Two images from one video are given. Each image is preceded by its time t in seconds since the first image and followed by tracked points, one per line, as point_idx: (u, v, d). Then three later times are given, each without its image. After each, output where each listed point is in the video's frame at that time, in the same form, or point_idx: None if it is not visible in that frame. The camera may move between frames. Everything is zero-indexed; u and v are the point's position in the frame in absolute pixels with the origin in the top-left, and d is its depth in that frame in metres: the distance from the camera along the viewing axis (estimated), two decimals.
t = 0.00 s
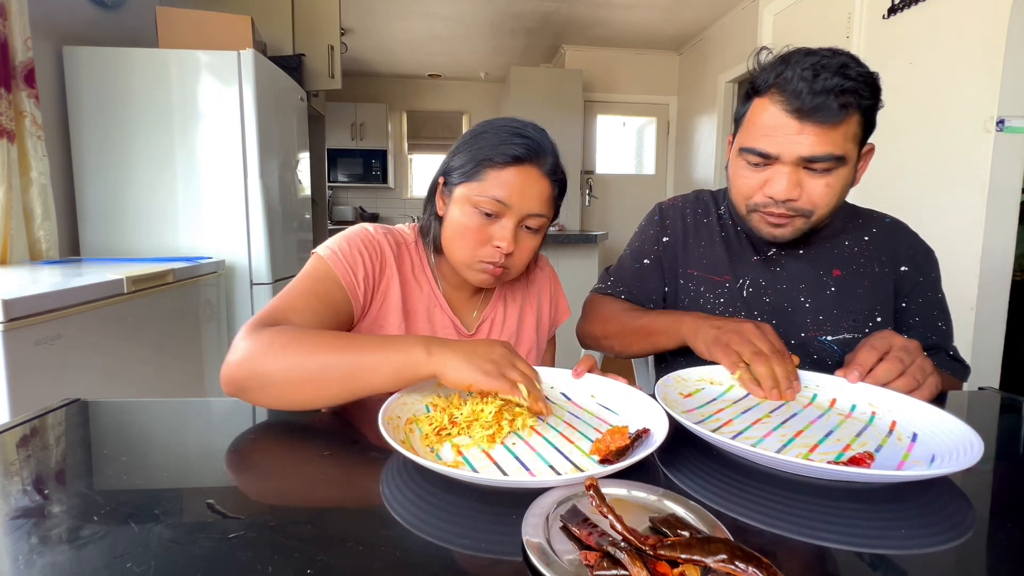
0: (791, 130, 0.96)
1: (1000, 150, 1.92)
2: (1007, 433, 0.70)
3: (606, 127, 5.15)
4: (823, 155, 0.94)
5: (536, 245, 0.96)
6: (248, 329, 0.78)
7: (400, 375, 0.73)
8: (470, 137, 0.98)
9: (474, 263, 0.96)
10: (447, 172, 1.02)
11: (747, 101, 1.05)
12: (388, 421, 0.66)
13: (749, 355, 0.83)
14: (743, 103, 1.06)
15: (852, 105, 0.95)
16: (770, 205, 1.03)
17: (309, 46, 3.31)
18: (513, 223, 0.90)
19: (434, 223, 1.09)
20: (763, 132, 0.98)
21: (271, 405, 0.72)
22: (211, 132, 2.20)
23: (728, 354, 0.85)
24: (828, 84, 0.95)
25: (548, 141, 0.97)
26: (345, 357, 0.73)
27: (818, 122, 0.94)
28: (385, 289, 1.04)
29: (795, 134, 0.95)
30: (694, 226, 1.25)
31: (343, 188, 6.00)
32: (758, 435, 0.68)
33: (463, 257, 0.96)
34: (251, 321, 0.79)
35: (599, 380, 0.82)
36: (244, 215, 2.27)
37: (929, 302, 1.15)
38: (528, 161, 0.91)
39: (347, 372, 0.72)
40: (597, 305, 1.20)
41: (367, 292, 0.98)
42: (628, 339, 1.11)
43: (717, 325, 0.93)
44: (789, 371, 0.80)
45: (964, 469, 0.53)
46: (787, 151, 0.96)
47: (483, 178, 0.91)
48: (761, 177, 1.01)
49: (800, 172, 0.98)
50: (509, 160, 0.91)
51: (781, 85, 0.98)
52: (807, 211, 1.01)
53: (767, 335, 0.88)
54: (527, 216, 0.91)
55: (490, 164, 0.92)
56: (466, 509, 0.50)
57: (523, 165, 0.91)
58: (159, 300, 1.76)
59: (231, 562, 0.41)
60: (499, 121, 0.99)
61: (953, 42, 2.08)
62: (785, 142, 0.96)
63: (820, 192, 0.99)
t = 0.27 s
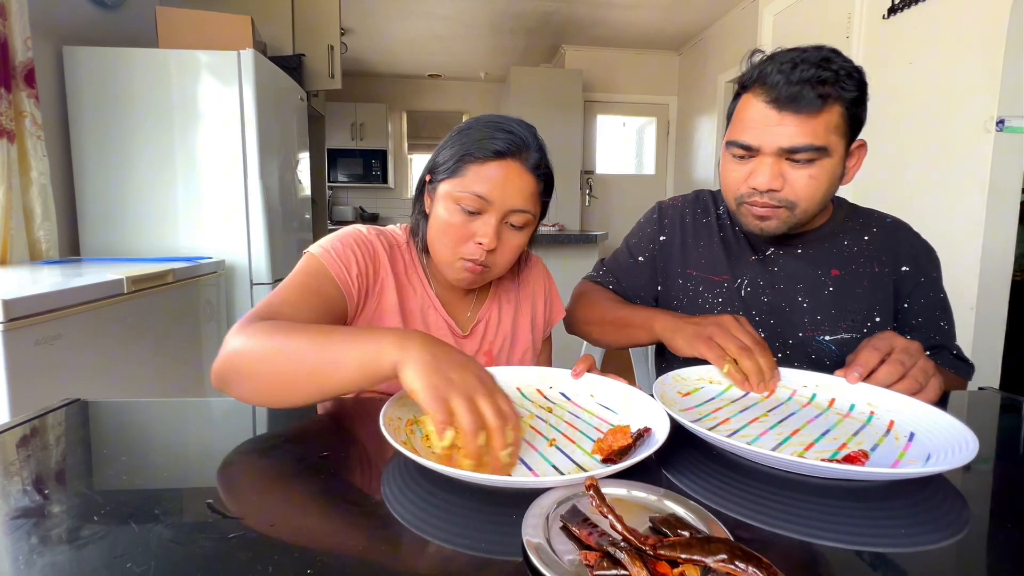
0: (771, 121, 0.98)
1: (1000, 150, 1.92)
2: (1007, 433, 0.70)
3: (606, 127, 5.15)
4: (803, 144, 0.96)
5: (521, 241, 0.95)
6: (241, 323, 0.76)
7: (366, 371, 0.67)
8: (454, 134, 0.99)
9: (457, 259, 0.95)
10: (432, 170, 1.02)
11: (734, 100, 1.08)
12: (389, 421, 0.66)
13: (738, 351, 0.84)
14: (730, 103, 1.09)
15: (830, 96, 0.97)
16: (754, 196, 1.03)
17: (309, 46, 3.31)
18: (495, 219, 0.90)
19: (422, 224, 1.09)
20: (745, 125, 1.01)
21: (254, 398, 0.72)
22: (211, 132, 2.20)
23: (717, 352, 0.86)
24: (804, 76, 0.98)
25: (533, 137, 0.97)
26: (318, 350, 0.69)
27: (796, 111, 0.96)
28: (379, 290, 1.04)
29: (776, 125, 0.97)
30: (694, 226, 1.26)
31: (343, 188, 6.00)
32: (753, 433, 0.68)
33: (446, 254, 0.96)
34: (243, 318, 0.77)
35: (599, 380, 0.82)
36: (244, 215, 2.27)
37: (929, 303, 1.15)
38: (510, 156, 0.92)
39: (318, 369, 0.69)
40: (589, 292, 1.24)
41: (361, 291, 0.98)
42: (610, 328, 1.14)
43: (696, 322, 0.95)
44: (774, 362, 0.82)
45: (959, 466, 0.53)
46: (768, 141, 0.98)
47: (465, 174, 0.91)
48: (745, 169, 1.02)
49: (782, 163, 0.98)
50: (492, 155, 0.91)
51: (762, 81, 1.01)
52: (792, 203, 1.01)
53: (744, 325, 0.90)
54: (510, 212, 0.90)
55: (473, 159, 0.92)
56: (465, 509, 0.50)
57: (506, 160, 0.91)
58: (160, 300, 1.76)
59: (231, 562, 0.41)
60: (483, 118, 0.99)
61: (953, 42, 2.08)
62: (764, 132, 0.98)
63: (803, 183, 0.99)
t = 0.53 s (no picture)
0: (760, 115, 0.98)
1: (1000, 150, 1.92)
2: (1007, 433, 0.70)
3: (606, 127, 5.15)
4: (791, 136, 0.96)
5: (524, 246, 0.96)
6: (211, 328, 0.76)
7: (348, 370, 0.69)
8: (457, 135, 0.98)
9: (459, 263, 0.95)
10: (433, 171, 1.01)
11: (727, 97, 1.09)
12: (388, 421, 0.66)
13: (717, 337, 0.84)
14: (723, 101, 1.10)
15: (819, 88, 0.98)
16: (746, 190, 1.03)
17: (309, 46, 3.31)
18: (497, 224, 0.90)
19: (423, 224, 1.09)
20: (736, 119, 1.02)
21: (225, 402, 0.71)
22: (211, 132, 2.20)
23: (694, 335, 0.86)
24: (791, 69, 0.98)
25: (537, 140, 0.97)
26: (298, 355, 0.70)
27: (783, 104, 0.97)
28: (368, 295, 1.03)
29: (765, 119, 0.98)
30: (692, 224, 1.27)
31: (343, 188, 6.00)
32: (754, 433, 0.68)
33: (448, 258, 0.96)
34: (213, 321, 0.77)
35: (599, 380, 0.83)
36: (244, 215, 2.27)
37: (927, 301, 1.14)
38: (515, 160, 0.91)
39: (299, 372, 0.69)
40: (581, 282, 1.25)
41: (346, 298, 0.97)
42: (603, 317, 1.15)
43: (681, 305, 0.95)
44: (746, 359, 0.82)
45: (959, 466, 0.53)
46: (757, 135, 0.99)
47: (469, 178, 0.91)
48: (736, 163, 1.03)
49: (772, 156, 0.99)
50: (496, 159, 0.91)
51: (752, 76, 1.02)
52: (783, 197, 1.01)
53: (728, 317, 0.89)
54: (513, 217, 0.91)
55: (476, 163, 0.92)
56: (465, 509, 0.50)
57: (510, 164, 0.91)
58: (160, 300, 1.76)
59: (231, 562, 0.41)
60: (486, 120, 0.99)
61: (953, 42, 2.08)
62: (752, 125, 0.99)
63: (794, 176, 0.99)
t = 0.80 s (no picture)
0: (770, 107, 0.98)
1: (1000, 150, 1.92)
2: (1007, 433, 0.70)
3: (606, 127, 5.15)
4: (801, 130, 0.96)
5: (526, 248, 0.96)
6: (213, 332, 0.74)
7: (361, 372, 0.68)
8: (459, 136, 0.98)
9: (463, 267, 0.95)
10: (434, 174, 1.01)
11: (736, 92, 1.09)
12: (390, 423, 0.66)
13: (722, 334, 0.82)
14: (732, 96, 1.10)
15: (828, 82, 0.98)
16: (754, 183, 1.03)
17: (310, 46, 3.31)
18: (502, 226, 0.90)
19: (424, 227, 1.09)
20: (746, 112, 1.02)
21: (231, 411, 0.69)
22: (211, 132, 2.20)
23: (698, 331, 0.84)
24: (799, 63, 0.99)
25: (540, 141, 0.97)
26: (306, 357, 0.68)
27: (793, 97, 0.97)
28: (369, 297, 1.03)
29: (775, 112, 0.98)
30: (700, 221, 1.27)
31: (344, 188, 6.00)
32: (763, 437, 0.67)
33: (453, 264, 0.96)
34: (215, 327, 0.75)
35: (600, 380, 0.82)
36: (244, 215, 2.27)
37: (932, 304, 1.14)
38: (518, 162, 0.91)
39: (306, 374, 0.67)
40: (580, 271, 1.22)
41: (347, 299, 0.96)
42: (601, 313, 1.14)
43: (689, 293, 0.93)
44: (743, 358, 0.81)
45: (965, 468, 0.53)
46: (766, 129, 0.99)
47: (472, 180, 0.91)
48: (745, 157, 1.03)
49: (780, 150, 0.99)
50: (499, 161, 0.91)
51: (761, 70, 1.02)
52: (791, 191, 1.01)
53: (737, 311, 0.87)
54: (518, 220, 0.91)
55: (480, 165, 0.92)
56: (467, 510, 0.50)
57: (514, 166, 0.91)
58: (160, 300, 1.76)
59: (231, 562, 0.41)
60: (487, 121, 0.99)
61: (953, 42, 2.08)
62: (761, 118, 0.99)
63: (803, 170, 0.99)
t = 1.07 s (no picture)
0: (812, 98, 0.98)
1: (1000, 149, 1.92)
2: (1007, 433, 0.70)
3: (606, 127, 5.15)
4: (842, 123, 0.96)
5: (531, 246, 0.95)
6: (216, 349, 0.74)
7: (366, 374, 0.69)
8: (458, 134, 0.98)
9: (469, 265, 0.95)
10: (433, 175, 1.01)
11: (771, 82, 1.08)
12: (388, 423, 0.66)
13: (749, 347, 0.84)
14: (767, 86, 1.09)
15: (873, 79, 0.98)
16: (784, 175, 1.02)
17: (309, 46, 3.31)
18: (507, 223, 0.90)
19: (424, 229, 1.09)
20: (786, 101, 1.01)
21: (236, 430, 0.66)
22: (211, 132, 2.20)
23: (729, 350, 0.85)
24: (849, 54, 0.98)
25: (541, 136, 0.97)
26: (311, 366, 0.68)
27: (838, 88, 0.96)
28: (369, 300, 1.03)
29: (816, 103, 0.97)
30: (712, 218, 1.27)
31: (344, 188, 6.00)
32: (761, 437, 0.67)
33: (457, 262, 0.96)
34: (218, 346, 0.74)
35: (597, 379, 0.82)
36: (244, 215, 2.27)
37: (941, 311, 1.14)
38: (522, 156, 0.91)
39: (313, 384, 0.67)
40: (585, 269, 1.20)
41: (347, 305, 0.96)
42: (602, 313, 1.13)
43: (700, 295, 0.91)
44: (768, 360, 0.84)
45: (961, 466, 0.53)
46: (806, 120, 0.98)
47: (476, 176, 0.91)
48: (779, 147, 1.02)
49: (818, 143, 0.98)
50: (502, 155, 0.91)
51: (804, 59, 1.01)
52: (824, 187, 1.00)
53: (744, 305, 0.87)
54: (522, 216, 0.91)
55: (483, 160, 0.92)
56: (465, 509, 0.50)
57: (517, 160, 0.91)
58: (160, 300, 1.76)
59: (231, 562, 0.41)
60: (485, 118, 0.99)
61: (953, 42, 2.08)
62: (803, 109, 0.98)
63: (838, 166, 0.98)
